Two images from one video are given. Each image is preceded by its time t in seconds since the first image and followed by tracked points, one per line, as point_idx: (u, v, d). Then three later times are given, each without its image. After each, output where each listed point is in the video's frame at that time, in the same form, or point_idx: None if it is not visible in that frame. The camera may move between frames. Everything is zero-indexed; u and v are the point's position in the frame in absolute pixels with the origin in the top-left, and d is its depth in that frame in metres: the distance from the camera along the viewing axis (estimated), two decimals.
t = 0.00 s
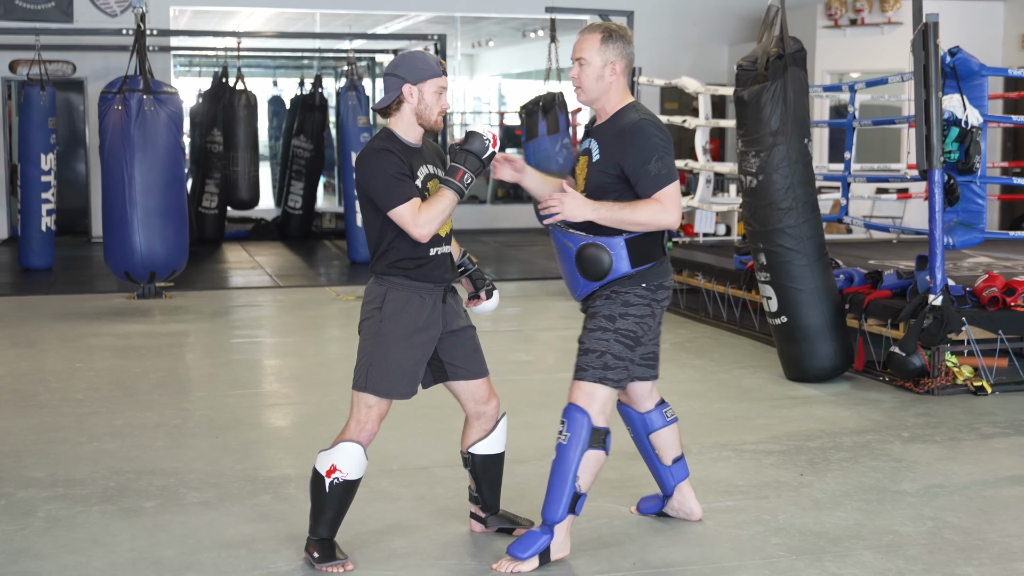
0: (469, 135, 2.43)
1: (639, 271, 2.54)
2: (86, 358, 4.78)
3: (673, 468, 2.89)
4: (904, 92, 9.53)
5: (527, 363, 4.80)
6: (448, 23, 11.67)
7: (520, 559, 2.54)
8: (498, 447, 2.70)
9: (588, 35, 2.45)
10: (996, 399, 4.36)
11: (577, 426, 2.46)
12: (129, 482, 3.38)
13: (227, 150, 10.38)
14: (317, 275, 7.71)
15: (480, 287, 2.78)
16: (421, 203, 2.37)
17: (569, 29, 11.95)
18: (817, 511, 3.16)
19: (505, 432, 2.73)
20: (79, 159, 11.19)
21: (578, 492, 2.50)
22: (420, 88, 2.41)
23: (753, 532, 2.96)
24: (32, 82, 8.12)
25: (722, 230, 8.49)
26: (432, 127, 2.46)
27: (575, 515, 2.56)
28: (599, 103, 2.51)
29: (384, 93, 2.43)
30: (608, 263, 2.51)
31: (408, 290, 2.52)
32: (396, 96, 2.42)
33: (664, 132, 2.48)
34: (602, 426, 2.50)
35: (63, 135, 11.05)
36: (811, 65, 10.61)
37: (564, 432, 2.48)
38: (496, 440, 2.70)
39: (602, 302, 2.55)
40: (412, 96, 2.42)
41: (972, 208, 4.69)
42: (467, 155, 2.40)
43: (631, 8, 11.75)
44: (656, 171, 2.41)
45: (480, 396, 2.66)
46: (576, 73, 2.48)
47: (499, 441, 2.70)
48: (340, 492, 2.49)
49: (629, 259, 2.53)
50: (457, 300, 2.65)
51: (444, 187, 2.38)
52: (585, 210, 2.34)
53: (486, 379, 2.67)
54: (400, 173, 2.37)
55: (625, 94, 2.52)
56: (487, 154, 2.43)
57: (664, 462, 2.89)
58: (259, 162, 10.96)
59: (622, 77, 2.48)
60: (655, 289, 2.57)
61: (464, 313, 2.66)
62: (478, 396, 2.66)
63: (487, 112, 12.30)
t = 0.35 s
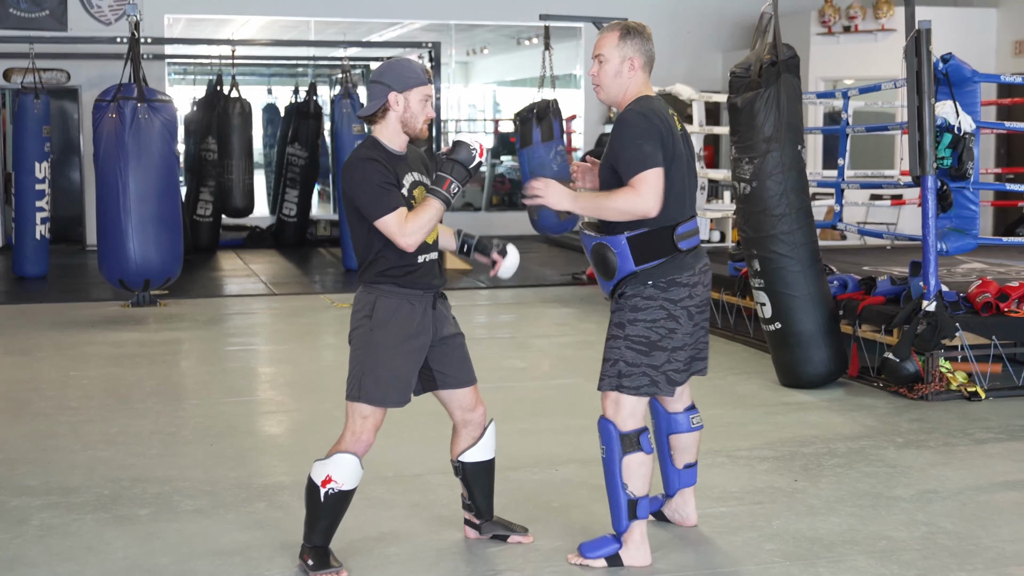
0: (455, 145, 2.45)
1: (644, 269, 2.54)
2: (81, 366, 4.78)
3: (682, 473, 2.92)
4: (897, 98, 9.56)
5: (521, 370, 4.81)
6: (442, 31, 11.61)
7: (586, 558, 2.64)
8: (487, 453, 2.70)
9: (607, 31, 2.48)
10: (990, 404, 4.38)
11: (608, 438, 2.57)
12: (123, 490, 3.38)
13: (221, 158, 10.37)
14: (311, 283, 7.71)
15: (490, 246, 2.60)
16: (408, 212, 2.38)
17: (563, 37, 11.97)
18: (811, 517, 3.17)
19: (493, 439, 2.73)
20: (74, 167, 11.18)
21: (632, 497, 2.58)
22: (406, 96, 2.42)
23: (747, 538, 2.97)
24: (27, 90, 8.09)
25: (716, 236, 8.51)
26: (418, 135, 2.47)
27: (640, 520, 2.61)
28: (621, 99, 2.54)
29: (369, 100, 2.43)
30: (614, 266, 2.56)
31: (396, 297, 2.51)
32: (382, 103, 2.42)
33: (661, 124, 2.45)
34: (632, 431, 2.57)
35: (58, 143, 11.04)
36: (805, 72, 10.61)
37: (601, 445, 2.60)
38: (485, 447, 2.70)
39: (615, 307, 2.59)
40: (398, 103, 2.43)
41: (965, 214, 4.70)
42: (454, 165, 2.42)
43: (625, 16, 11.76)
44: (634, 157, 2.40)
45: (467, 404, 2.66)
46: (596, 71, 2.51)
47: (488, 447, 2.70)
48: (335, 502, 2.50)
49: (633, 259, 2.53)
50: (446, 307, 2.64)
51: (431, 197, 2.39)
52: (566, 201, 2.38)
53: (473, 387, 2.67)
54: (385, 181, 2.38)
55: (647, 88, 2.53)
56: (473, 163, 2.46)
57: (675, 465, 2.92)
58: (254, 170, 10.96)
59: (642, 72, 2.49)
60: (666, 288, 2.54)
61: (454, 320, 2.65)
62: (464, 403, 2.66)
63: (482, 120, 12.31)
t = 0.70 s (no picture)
0: (427, 153, 2.48)
1: (658, 281, 2.53)
2: (69, 377, 4.77)
3: (750, 483, 2.83)
4: (884, 106, 9.60)
5: (510, 378, 4.82)
6: (430, 39, 11.68)
7: (575, 564, 2.64)
8: (458, 456, 2.69)
9: (633, 44, 2.51)
10: (977, 410, 4.39)
11: (605, 444, 2.54)
12: (112, 500, 3.38)
13: (209, 167, 10.36)
14: (300, 292, 7.72)
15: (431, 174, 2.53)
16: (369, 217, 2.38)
17: (550, 45, 12.00)
18: (799, 523, 3.18)
19: (463, 441, 2.71)
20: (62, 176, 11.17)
21: (623, 506, 2.55)
22: (369, 101, 2.42)
23: (735, 544, 2.98)
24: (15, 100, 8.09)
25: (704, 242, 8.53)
26: (381, 141, 2.47)
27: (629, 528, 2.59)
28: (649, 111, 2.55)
29: (331, 105, 2.44)
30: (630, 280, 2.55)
31: (353, 303, 2.51)
32: (344, 108, 2.43)
33: (678, 136, 2.43)
34: (628, 439, 2.52)
35: (46, 152, 11.01)
36: (792, 79, 10.63)
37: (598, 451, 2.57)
38: (455, 450, 2.68)
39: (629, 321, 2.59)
40: (360, 108, 2.43)
41: (951, 220, 4.73)
42: (423, 173, 2.45)
43: (612, 24, 11.80)
44: (645, 169, 2.38)
45: (430, 409, 2.66)
46: (624, 85, 2.54)
47: (458, 450, 2.69)
48: (315, 512, 2.51)
49: (647, 272, 2.53)
50: (406, 313, 2.63)
51: (398, 203, 2.40)
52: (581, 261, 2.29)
53: (436, 393, 2.67)
54: (345, 185, 2.38)
55: (675, 101, 2.54)
56: (444, 172, 2.48)
57: (741, 477, 2.84)
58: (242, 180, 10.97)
59: (668, 84, 2.51)
60: (679, 301, 2.53)
61: (413, 327, 2.65)
62: (427, 409, 2.66)
63: (471, 128, 12.36)
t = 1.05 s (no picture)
0: (414, 168, 2.43)
1: (670, 290, 2.55)
2: (52, 385, 4.76)
3: (741, 496, 2.83)
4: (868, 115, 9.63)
5: (495, 386, 4.82)
6: (414, 49, 11.65)
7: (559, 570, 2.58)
8: (447, 480, 2.63)
9: (652, 61, 2.52)
10: (960, 418, 4.41)
11: (604, 442, 2.50)
12: (94, 509, 3.37)
13: (194, 175, 10.35)
14: (285, 300, 7.71)
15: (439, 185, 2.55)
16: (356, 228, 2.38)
17: (534, 54, 12.02)
18: (783, 531, 3.19)
19: (455, 465, 2.65)
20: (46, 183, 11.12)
21: (614, 504, 2.53)
22: (376, 113, 2.42)
23: (719, 552, 2.99)
24: None
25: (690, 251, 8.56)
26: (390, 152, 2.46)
27: (618, 528, 2.55)
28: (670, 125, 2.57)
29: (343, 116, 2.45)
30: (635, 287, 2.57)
31: (338, 310, 2.51)
32: (353, 121, 2.43)
33: (691, 148, 2.44)
34: (628, 439, 2.50)
35: (29, 160, 10.95)
36: (776, 89, 10.67)
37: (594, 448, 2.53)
38: (444, 472, 2.62)
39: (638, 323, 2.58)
40: (368, 120, 2.43)
41: (934, 229, 4.75)
42: (409, 186, 2.39)
43: (596, 33, 11.82)
44: (656, 183, 2.41)
45: (423, 427, 2.61)
46: (646, 101, 2.55)
47: (446, 473, 2.63)
48: (296, 516, 2.50)
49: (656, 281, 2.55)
50: (403, 324, 2.60)
51: (381, 216, 2.36)
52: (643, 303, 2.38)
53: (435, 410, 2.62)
54: (334, 195, 2.39)
55: (695, 114, 2.55)
56: (427, 186, 2.42)
57: (734, 490, 2.84)
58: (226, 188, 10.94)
59: (688, 98, 2.52)
60: (690, 310, 2.54)
61: (412, 338, 2.61)
62: (421, 426, 2.61)
63: (456, 136, 12.32)
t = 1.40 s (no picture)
0: (393, 171, 2.41)
1: (675, 293, 2.54)
2: (48, 387, 4.75)
3: (733, 496, 2.84)
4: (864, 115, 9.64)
5: (491, 387, 4.82)
6: (410, 49, 11.62)
7: None
8: (443, 485, 2.64)
9: (627, 64, 2.48)
10: (956, 417, 4.42)
11: (598, 444, 2.47)
12: (91, 510, 3.37)
13: (190, 177, 10.34)
14: (281, 302, 7.70)
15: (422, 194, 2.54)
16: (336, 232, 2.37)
17: (530, 55, 12.02)
18: (779, 531, 3.20)
19: (452, 470, 2.66)
20: (42, 186, 11.10)
21: (612, 510, 2.48)
22: (358, 117, 2.41)
23: (715, 552, 2.99)
24: None
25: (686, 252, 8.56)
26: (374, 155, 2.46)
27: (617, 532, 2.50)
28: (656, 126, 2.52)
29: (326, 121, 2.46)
30: (644, 285, 2.54)
31: (323, 314, 2.52)
32: (336, 125, 2.43)
33: (707, 153, 2.45)
34: (626, 442, 2.47)
35: (25, 163, 10.94)
36: (772, 90, 10.69)
37: (589, 453, 2.49)
38: (440, 478, 2.63)
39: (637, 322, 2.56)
40: (350, 125, 2.43)
41: (930, 229, 4.76)
42: (388, 190, 2.38)
43: (592, 34, 11.84)
44: (680, 188, 2.37)
45: (422, 432, 2.62)
46: (626, 106, 2.51)
47: (443, 479, 2.64)
48: (281, 521, 2.50)
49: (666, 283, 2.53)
50: (390, 328, 2.59)
51: (360, 220, 2.35)
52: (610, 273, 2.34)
53: (431, 415, 2.62)
54: (314, 199, 2.40)
55: (680, 115, 2.51)
56: (409, 190, 2.39)
57: (725, 491, 2.85)
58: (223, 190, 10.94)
59: (671, 96, 2.47)
60: (695, 312, 2.55)
61: (400, 343, 2.61)
62: (419, 431, 2.62)
63: (451, 138, 12.33)
